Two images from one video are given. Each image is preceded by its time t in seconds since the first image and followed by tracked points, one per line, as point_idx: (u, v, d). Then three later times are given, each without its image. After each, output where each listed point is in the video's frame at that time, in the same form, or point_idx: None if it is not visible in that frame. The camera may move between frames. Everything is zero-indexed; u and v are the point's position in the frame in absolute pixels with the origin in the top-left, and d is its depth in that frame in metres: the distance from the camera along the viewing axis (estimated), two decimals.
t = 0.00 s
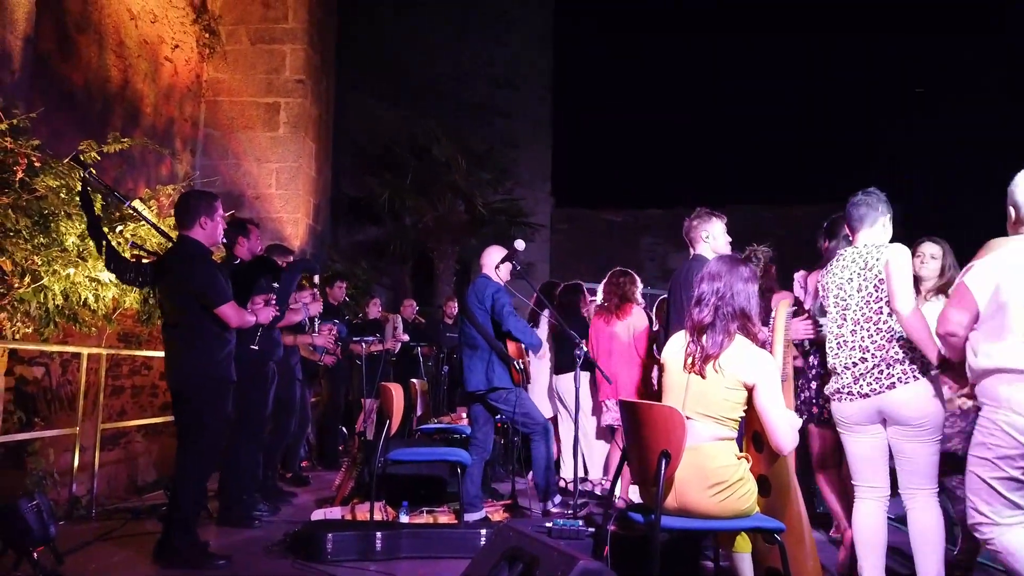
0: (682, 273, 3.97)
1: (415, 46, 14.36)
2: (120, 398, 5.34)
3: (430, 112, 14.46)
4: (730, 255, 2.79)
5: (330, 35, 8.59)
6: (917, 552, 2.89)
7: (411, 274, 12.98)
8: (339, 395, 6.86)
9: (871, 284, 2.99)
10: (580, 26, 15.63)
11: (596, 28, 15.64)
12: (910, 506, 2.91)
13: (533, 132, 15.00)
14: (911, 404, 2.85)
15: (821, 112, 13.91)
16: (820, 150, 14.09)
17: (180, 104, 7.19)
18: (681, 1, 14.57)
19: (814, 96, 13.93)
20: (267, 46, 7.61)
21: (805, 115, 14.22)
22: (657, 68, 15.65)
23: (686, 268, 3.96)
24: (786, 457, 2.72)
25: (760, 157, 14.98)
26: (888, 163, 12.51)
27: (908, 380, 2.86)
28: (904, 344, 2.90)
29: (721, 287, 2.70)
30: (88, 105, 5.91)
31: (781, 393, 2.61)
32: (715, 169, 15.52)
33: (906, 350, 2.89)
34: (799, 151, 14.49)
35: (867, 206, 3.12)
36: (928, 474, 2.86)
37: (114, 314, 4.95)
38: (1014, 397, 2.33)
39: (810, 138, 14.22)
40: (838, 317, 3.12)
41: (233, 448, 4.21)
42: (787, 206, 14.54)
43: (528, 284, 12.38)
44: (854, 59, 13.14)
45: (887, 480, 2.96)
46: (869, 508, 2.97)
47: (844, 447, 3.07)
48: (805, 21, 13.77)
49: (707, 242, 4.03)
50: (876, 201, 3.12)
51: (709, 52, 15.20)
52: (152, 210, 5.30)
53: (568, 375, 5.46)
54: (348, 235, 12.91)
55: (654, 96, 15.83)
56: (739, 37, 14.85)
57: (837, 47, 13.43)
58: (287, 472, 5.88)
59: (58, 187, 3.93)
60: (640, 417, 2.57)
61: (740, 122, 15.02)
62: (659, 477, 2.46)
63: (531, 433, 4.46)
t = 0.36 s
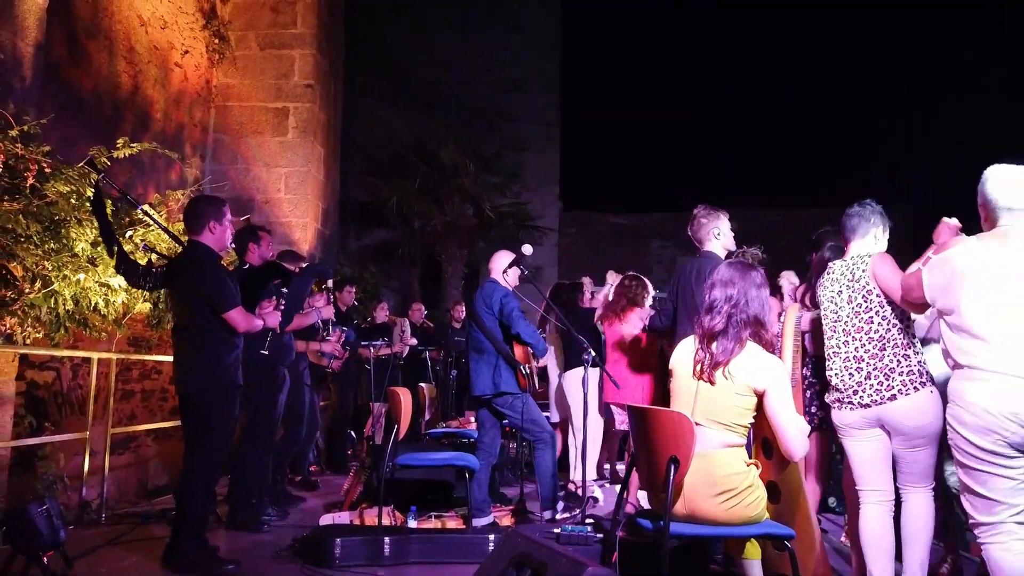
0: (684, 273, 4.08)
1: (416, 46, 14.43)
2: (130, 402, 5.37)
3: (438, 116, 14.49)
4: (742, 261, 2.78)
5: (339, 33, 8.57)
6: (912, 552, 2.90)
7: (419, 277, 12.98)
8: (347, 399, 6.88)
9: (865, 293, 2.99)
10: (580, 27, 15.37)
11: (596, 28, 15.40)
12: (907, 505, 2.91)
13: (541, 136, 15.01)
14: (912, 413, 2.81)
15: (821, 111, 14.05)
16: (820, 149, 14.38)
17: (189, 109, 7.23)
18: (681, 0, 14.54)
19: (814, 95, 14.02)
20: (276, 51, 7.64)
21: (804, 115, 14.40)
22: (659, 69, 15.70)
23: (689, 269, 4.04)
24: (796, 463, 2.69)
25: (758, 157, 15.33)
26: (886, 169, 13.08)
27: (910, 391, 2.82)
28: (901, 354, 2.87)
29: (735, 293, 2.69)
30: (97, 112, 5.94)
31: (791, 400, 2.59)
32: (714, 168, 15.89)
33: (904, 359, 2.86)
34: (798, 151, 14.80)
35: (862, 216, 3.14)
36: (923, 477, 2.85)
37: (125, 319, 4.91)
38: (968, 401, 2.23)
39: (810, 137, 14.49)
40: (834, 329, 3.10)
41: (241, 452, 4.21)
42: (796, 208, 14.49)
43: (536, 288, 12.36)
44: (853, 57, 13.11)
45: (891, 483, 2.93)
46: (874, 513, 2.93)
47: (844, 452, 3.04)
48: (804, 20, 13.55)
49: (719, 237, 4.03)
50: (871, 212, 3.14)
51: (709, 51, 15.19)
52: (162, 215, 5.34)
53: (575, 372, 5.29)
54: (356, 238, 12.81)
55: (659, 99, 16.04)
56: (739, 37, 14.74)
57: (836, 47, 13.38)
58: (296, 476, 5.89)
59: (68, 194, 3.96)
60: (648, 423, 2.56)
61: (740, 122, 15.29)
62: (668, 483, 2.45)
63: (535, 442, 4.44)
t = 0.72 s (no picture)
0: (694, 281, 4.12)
1: (419, 49, 14.33)
2: (145, 409, 5.42)
3: (450, 123, 14.55)
4: (759, 272, 2.73)
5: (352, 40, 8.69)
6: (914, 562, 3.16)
7: (432, 285, 13.23)
8: (361, 407, 6.90)
9: (876, 310, 3.19)
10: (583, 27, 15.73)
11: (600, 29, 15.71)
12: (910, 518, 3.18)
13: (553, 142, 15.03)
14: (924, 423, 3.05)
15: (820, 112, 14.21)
16: (820, 149, 14.48)
17: (204, 118, 7.28)
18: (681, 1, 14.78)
19: (814, 96, 14.18)
20: (290, 59, 7.69)
21: (805, 115, 14.51)
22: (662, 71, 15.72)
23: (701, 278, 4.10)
24: (813, 476, 2.65)
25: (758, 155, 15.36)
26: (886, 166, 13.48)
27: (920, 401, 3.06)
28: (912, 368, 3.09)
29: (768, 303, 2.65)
30: (113, 121, 5.99)
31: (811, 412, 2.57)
32: (714, 168, 15.90)
33: (914, 372, 3.09)
34: (798, 151, 14.87)
35: (870, 231, 3.55)
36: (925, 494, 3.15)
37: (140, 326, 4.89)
38: (939, 408, 2.48)
39: (810, 137, 14.59)
40: (847, 344, 3.29)
41: (253, 459, 4.23)
42: (810, 214, 14.40)
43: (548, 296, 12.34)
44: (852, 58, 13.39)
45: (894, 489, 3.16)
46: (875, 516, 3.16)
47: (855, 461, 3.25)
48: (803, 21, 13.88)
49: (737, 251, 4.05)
50: (878, 226, 3.55)
51: (709, 51, 15.32)
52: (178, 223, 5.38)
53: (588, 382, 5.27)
54: (369, 245, 12.91)
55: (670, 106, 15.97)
56: (740, 38, 14.99)
57: (836, 47, 13.63)
58: (309, 484, 5.88)
59: (84, 203, 3.97)
60: (662, 432, 2.53)
61: (739, 121, 15.28)
62: (682, 494, 2.42)
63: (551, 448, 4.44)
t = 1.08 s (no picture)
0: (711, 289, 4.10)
1: (432, 59, 14.48)
2: (166, 419, 5.50)
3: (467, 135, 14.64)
4: (774, 286, 2.74)
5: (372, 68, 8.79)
6: None
7: (449, 297, 12.87)
8: (380, 417, 6.94)
9: (878, 323, 3.26)
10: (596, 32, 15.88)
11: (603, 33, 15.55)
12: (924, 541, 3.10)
13: (571, 154, 15.06)
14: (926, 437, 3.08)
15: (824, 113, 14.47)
16: (822, 151, 14.61)
17: (226, 132, 7.38)
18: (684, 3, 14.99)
19: (817, 97, 14.50)
20: (311, 74, 7.79)
21: (808, 116, 14.73)
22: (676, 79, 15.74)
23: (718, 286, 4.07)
24: (833, 489, 2.63)
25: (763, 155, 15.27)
26: (887, 170, 13.62)
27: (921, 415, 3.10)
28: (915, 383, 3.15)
29: (783, 316, 2.64)
30: (139, 137, 6.11)
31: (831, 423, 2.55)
32: (718, 171, 15.79)
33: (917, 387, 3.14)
34: (802, 153, 14.92)
35: (880, 246, 3.54)
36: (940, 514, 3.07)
37: (163, 338, 4.94)
38: (924, 419, 2.48)
39: (813, 139, 14.77)
40: (852, 358, 3.35)
41: (273, 471, 4.26)
42: (831, 225, 14.27)
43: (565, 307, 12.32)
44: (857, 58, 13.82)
45: (906, 503, 3.16)
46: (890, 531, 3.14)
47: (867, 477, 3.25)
48: (806, 20, 14.33)
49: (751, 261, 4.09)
50: (887, 242, 3.55)
51: (710, 52, 15.52)
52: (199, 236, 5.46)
53: (606, 392, 5.23)
54: (388, 257, 12.98)
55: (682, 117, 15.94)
56: (740, 38, 15.25)
57: (839, 48, 14.04)
58: (328, 493, 5.91)
59: (110, 216, 3.99)
60: (681, 447, 2.52)
61: (742, 123, 15.33)
62: (701, 508, 2.40)
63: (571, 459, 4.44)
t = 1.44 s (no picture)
0: (736, 302, 4.06)
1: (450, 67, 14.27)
2: (192, 428, 5.57)
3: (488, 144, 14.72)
4: (796, 295, 2.71)
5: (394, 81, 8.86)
6: None
7: (470, 304, 13.00)
8: (401, 427, 6.91)
9: (904, 333, 3.21)
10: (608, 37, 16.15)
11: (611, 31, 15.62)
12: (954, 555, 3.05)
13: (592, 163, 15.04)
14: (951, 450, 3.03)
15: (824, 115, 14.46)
16: (822, 151, 14.67)
17: (251, 143, 7.47)
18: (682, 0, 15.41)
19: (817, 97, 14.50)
20: (333, 85, 7.87)
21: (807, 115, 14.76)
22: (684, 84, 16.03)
23: (744, 299, 4.02)
24: (863, 502, 2.57)
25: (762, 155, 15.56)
26: (887, 169, 13.71)
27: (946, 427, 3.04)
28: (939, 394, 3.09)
29: (811, 326, 2.60)
30: (164, 148, 6.19)
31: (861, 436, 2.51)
32: (718, 171, 16.15)
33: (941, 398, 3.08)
34: (802, 153, 15.06)
35: (906, 258, 3.46)
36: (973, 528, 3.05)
37: (188, 348, 4.97)
38: (942, 438, 2.50)
39: (813, 139, 14.83)
40: (876, 369, 3.31)
41: (296, 480, 4.28)
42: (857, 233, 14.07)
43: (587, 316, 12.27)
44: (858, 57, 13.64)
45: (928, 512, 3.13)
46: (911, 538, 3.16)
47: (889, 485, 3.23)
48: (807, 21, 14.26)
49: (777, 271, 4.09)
50: (914, 254, 3.48)
51: (710, 51, 15.79)
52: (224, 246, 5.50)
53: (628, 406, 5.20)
54: (410, 267, 12.68)
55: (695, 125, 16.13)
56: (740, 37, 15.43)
57: (839, 48, 13.93)
58: (352, 503, 5.92)
59: (136, 228, 4.01)
60: (706, 459, 2.50)
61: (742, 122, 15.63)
62: (727, 521, 2.37)
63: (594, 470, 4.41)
